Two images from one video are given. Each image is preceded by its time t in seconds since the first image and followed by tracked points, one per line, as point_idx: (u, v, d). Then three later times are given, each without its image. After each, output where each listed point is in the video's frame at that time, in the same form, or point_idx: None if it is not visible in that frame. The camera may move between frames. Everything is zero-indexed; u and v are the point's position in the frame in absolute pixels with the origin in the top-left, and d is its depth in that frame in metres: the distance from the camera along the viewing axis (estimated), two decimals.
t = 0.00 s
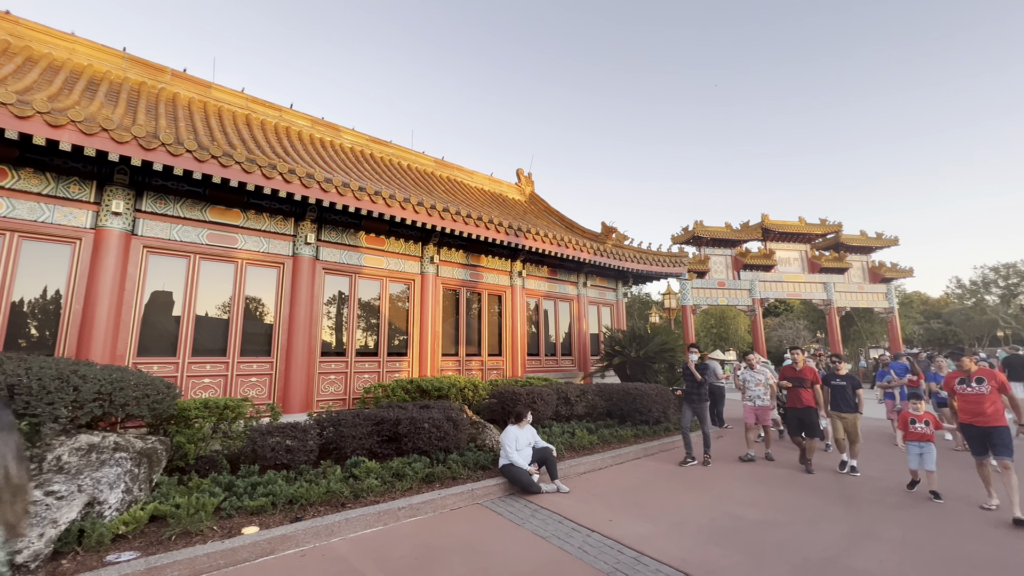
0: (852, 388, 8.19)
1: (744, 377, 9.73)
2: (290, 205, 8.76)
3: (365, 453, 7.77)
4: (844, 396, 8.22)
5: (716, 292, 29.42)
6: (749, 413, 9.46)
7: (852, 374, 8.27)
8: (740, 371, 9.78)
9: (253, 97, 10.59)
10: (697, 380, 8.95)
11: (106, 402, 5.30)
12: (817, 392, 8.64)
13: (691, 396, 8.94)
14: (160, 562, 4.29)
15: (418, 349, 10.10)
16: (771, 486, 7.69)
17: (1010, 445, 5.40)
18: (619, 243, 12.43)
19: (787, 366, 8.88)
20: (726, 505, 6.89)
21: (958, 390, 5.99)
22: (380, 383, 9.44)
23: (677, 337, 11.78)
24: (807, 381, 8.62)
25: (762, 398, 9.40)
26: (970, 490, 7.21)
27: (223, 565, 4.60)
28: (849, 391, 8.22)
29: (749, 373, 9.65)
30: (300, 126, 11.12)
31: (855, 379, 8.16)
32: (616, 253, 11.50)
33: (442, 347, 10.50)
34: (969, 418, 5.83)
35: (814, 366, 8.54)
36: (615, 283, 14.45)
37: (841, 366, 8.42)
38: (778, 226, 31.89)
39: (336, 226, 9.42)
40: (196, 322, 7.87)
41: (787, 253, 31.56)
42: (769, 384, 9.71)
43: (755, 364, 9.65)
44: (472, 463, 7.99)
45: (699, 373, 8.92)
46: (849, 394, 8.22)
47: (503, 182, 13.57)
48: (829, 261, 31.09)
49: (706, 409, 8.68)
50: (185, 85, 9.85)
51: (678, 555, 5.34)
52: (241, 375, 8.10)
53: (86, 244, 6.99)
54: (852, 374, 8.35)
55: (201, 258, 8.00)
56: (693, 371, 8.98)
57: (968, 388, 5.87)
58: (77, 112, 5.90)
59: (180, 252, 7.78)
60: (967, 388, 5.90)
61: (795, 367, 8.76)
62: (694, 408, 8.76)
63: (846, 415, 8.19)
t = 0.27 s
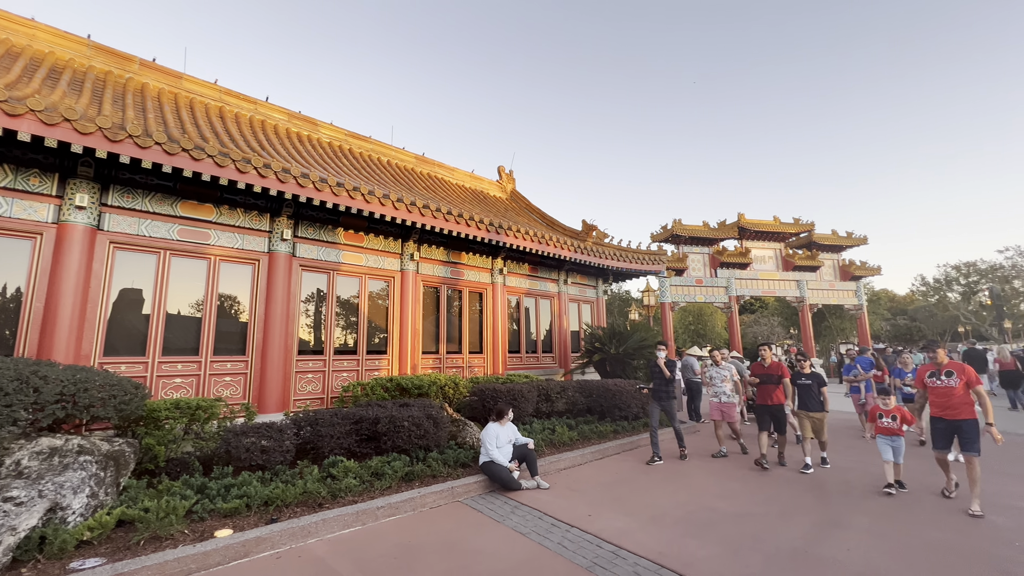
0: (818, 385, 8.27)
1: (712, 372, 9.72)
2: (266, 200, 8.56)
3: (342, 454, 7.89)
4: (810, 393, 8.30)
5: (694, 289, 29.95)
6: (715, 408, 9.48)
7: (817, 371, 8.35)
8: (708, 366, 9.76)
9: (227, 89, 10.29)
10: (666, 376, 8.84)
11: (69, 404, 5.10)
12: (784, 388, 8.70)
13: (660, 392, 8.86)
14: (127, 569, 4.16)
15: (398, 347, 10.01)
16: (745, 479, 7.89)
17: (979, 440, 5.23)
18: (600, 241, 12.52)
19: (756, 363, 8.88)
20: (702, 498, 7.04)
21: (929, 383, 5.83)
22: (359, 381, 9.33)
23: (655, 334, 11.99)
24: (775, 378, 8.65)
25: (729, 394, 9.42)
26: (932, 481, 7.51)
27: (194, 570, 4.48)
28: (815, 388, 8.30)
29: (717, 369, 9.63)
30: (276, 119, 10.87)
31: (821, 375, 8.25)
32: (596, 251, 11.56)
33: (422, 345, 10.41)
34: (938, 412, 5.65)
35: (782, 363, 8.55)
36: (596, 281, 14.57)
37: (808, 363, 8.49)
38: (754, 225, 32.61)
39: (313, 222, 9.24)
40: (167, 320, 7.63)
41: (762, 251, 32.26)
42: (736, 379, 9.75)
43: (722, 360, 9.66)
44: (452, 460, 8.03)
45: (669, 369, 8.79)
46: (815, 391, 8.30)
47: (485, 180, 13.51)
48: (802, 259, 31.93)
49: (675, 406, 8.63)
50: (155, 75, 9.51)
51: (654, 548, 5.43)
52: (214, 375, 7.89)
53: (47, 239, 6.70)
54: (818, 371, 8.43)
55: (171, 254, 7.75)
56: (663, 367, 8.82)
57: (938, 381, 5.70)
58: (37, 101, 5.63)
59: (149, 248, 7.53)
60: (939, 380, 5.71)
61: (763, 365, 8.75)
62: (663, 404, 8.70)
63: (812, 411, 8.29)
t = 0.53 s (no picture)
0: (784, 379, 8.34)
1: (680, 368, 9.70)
2: (239, 195, 8.34)
3: (320, 453, 7.91)
4: (776, 387, 8.34)
5: (673, 286, 30.41)
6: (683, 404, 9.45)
7: (783, 365, 8.42)
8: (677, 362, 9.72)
9: (199, 80, 9.97)
10: (633, 372, 8.76)
11: (30, 407, 4.89)
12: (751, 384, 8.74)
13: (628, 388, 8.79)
14: None
15: (378, 345, 9.89)
16: (721, 472, 8.06)
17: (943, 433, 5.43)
18: (580, 238, 12.59)
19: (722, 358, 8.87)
20: (679, 492, 7.18)
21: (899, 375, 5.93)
22: (338, 380, 9.20)
23: (635, 330, 12.10)
24: (743, 375, 8.67)
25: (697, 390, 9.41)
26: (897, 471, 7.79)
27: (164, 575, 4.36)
28: (782, 383, 8.33)
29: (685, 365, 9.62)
30: (250, 113, 10.59)
31: (788, 369, 8.33)
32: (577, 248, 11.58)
33: (403, 343, 10.31)
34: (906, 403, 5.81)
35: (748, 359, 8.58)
36: (576, 278, 14.66)
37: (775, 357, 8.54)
38: (731, 223, 33.27)
39: (290, 218, 9.06)
40: (136, 319, 7.38)
41: (738, 249, 32.94)
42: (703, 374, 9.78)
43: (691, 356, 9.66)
44: (432, 459, 8.07)
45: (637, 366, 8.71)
46: (782, 385, 8.35)
47: (466, 176, 13.43)
48: (777, 257, 32.73)
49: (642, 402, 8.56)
50: (121, 65, 9.14)
51: (632, 541, 5.52)
52: (186, 375, 7.67)
53: (5, 235, 6.40)
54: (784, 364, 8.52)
55: (140, 250, 7.49)
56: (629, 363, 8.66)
57: (909, 373, 5.84)
58: None
59: (116, 244, 7.26)
60: (909, 373, 5.85)
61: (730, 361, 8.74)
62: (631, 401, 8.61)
63: (778, 406, 8.33)
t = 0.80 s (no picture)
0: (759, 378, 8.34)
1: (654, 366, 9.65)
2: (214, 190, 8.13)
3: (298, 453, 7.85)
4: (750, 386, 8.34)
5: (653, 284, 30.78)
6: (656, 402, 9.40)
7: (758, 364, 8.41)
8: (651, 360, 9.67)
9: (170, 71, 9.66)
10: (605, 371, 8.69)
11: None
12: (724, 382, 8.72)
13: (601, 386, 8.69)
14: None
15: (358, 344, 9.77)
16: (698, 467, 8.21)
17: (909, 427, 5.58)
18: (562, 236, 12.63)
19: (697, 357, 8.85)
20: (658, 486, 7.29)
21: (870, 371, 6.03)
22: (316, 379, 9.07)
23: (616, 327, 12.18)
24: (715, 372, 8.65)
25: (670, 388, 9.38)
26: (866, 462, 8.05)
27: None
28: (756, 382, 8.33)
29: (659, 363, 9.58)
30: (225, 106, 10.31)
31: (762, 369, 8.32)
32: (559, 246, 11.61)
33: (383, 341, 10.20)
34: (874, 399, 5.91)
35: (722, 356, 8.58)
36: (558, 275, 14.72)
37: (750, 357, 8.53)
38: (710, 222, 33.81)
39: (266, 214, 8.87)
40: (104, 318, 7.14)
41: (717, 247, 33.51)
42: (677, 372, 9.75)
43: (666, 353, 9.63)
44: (413, 457, 8.10)
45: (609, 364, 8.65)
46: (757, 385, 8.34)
47: (447, 173, 13.33)
48: (754, 255, 33.43)
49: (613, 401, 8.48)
50: (88, 54, 8.80)
51: (611, 536, 5.58)
52: (158, 375, 7.46)
53: None
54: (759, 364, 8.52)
55: (108, 247, 7.24)
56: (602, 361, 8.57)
57: (879, 369, 5.95)
58: None
59: (82, 240, 7.00)
60: (878, 369, 5.97)
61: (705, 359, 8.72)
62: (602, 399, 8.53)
63: (751, 405, 8.32)
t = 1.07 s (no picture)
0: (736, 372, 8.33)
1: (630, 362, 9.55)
2: (189, 185, 7.93)
3: (278, 453, 7.75)
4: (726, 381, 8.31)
5: (636, 282, 31.08)
6: (633, 399, 9.30)
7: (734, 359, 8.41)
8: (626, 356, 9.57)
9: (144, 63, 9.37)
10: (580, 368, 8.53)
11: None
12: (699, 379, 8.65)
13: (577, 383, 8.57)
14: None
15: (340, 342, 9.63)
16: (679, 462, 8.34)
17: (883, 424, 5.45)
18: (546, 234, 12.66)
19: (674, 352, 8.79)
20: (639, 482, 7.38)
21: (840, 368, 5.83)
22: (297, 378, 8.94)
23: (600, 325, 12.21)
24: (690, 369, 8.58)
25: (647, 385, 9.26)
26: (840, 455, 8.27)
27: None
28: (733, 376, 8.30)
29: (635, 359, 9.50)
30: (202, 99, 10.05)
31: (739, 363, 8.32)
32: (543, 244, 11.63)
33: (365, 339, 10.09)
34: (845, 396, 5.75)
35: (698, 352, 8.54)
36: (542, 273, 14.76)
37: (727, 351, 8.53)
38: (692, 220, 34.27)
39: (245, 210, 8.69)
40: (74, 316, 6.91)
41: (698, 245, 33.99)
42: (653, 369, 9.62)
43: (642, 349, 9.48)
44: (395, 455, 8.12)
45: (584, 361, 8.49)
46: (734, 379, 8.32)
47: (431, 170, 13.24)
48: (734, 253, 34.02)
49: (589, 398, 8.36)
50: (55, 43, 8.47)
51: (593, 531, 5.64)
52: (132, 375, 7.27)
53: None
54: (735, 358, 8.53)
55: (78, 243, 7.01)
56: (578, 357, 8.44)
57: (850, 365, 5.76)
58: None
59: (51, 236, 6.77)
60: (849, 365, 5.77)
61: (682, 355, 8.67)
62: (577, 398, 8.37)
63: (729, 401, 8.30)
